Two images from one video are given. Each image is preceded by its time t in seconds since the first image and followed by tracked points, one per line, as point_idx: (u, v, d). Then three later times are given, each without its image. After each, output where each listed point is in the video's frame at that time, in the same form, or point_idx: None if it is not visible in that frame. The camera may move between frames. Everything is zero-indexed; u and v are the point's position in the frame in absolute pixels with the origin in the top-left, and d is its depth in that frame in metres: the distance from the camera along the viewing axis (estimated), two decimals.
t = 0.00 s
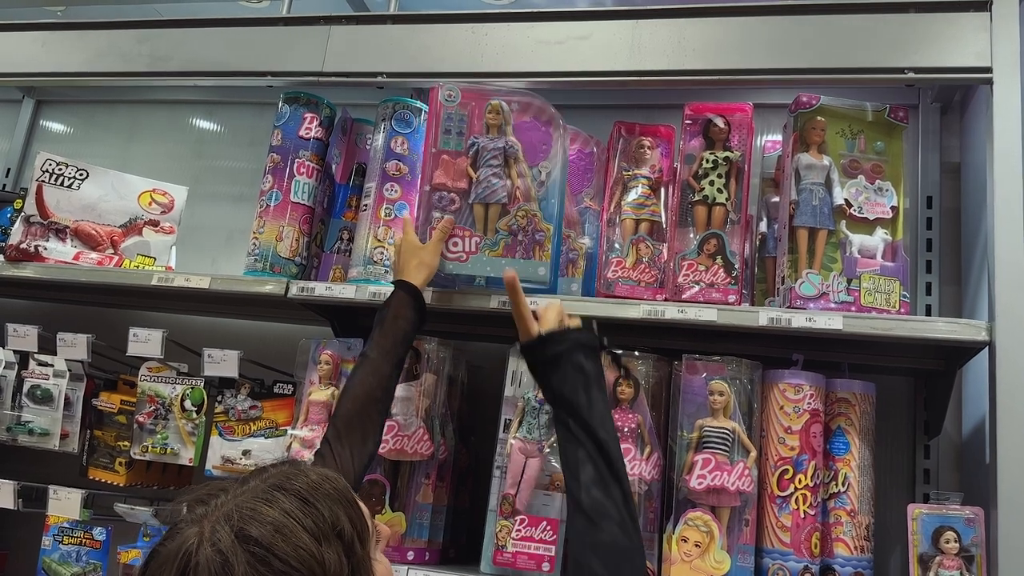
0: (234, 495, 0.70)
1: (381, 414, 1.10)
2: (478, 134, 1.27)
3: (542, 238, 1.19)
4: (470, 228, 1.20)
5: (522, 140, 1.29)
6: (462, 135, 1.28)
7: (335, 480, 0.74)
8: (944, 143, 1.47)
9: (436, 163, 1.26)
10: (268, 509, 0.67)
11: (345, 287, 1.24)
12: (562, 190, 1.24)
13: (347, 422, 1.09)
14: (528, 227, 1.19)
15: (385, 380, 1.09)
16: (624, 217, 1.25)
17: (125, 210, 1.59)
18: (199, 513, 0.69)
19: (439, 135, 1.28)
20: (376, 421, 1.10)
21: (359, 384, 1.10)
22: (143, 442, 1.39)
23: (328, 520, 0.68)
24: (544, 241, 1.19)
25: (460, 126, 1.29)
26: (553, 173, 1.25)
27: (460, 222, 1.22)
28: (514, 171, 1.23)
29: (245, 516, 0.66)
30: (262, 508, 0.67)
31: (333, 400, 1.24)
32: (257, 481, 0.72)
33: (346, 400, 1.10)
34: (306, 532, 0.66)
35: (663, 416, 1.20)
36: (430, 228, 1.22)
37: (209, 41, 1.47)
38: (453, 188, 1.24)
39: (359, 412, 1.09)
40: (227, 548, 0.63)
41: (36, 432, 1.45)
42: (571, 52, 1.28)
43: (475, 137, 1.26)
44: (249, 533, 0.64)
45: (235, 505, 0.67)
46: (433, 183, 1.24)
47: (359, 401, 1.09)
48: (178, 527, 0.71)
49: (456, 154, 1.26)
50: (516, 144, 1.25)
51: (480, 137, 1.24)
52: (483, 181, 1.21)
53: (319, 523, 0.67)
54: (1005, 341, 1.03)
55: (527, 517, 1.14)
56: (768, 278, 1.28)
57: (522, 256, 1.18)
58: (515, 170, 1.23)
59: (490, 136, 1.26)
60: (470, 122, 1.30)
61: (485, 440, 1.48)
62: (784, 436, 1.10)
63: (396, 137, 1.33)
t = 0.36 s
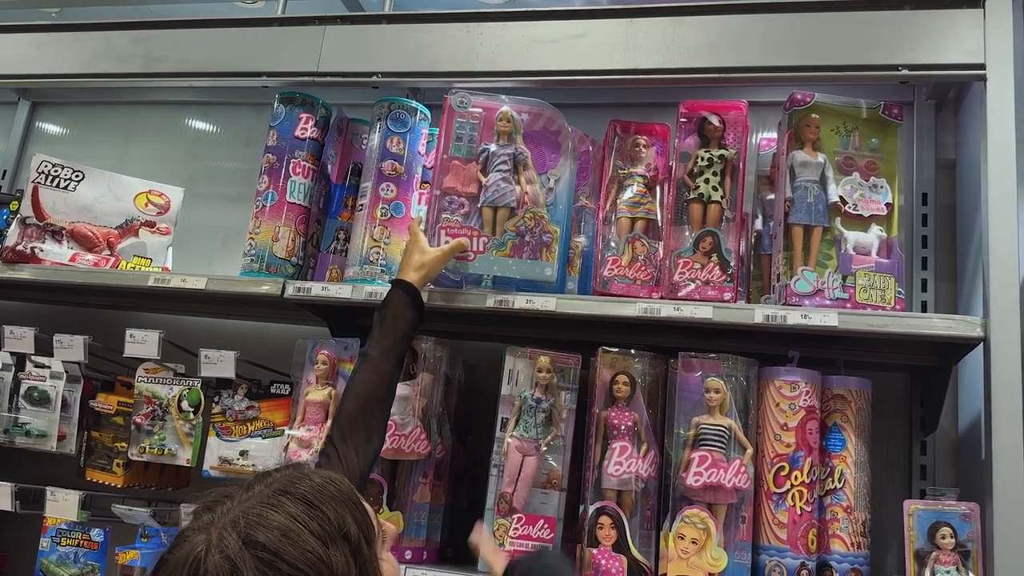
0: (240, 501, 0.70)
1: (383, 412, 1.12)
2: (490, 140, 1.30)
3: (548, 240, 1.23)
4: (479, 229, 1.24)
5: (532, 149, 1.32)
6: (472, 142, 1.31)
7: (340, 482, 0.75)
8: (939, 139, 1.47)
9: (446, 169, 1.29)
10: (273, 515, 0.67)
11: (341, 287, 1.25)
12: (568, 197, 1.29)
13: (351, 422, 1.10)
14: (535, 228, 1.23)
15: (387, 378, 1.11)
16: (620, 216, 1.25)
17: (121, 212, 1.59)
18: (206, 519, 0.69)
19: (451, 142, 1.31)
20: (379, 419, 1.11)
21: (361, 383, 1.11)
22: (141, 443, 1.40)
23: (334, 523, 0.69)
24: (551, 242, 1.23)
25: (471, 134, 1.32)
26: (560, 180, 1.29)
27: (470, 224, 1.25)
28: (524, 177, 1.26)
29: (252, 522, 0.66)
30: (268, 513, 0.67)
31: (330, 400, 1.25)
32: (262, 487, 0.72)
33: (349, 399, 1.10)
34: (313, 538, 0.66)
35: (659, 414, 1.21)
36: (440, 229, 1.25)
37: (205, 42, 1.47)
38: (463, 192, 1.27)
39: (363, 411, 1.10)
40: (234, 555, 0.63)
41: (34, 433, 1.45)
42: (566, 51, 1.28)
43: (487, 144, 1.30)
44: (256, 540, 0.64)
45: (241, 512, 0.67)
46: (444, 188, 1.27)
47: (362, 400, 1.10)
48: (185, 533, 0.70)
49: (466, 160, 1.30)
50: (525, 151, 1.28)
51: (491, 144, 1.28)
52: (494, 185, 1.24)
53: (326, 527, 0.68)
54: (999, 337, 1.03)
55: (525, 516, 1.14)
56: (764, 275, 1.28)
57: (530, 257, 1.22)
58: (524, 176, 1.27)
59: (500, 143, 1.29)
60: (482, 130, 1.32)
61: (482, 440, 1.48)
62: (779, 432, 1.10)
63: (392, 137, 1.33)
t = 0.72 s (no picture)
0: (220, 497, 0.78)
1: (379, 426, 1.11)
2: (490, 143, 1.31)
3: (546, 237, 1.24)
4: (477, 230, 1.25)
5: (532, 149, 1.32)
6: (473, 146, 1.32)
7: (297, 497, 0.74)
8: (931, 135, 1.48)
9: (447, 173, 1.31)
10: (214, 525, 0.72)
11: (334, 287, 1.25)
12: (570, 195, 1.30)
13: (348, 436, 1.09)
14: (532, 226, 1.24)
15: (384, 392, 1.12)
16: (613, 213, 1.25)
17: (114, 212, 1.59)
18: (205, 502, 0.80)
19: (451, 147, 1.32)
20: (376, 433, 1.10)
21: (358, 397, 1.11)
22: (135, 444, 1.39)
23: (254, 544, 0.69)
24: (547, 239, 1.24)
25: (472, 139, 1.33)
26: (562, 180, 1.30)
27: (472, 225, 1.26)
28: (523, 177, 1.27)
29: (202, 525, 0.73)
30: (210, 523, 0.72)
31: (324, 399, 1.25)
32: (247, 483, 0.78)
33: (346, 413, 1.10)
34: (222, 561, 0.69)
35: (654, 411, 1.21)
36: (440, 232, 1.27)
37: (196, 42, 1.47)
38: (463, 195, 1.29)
39: (359, 425, 1.09)
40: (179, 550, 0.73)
41: (28, 435, 1.45)
42: (558, 49, 1.28)
43: (487, 147, 1.30)
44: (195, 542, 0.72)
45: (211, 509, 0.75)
46: (445, 193, 1.30)
47: (359, 414, 1.10)
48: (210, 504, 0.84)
49: (467, 163, 1.31)
50: (524, 151, 1.29)
51: (490, 146, 1.29)
52: (492, 187, 1.26)
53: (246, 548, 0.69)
54: (990, 332, 1.04)
55: (519, 513, 1.15)
56: (757, 272, 1.29)
57: (526, 255, 1.23)
58: (524, 175, 1.27)
59: (499, 145, 1.30)
60: (482, 133, 1.33)
61: (476, 438, 1.48)
62: (773, 428, 1.10)
63: (384, 135, 1.32)
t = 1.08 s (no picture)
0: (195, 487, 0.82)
1: (380, 431, 1.11)
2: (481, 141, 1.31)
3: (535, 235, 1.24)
4: (468, 229, 1.25)
5: (523, 149, 1.32)
6: (463, 145, 1.32)
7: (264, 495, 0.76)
8: (921, 130, 1.48)
9: (438, 173, 1.31)
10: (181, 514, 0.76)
11: (325, 286, 1.25)
12: (561, 193, 1.29)
13: (349, 442, 1.09)
14: (521, 224, 1.23)
15: (383, 397, 1.10)
16: (603, 211, 1.25)
17: (104, 213, 1.58)
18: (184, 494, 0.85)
19: (442, 147, 1.32)
20: (377, 439, 1.10)
21: (358, 403, 1.10)
22: (127, 445, 1.39)
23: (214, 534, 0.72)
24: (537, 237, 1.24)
25: (463, 136, 1.32)
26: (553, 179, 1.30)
27: (462, 225, 1.26)
28: (513, 175, 1.27)
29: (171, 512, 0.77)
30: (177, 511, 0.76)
31: (315, 399, 1.24)
32: (214, 482, 0.80)
33: (346, 419, 1.10)
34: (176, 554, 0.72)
35: (645, 408, 1.21)
36: (430, 232, 1.27)
37: (184, 41, 1.46)
38: (454, 195, 1.29)
39: (359, 430, 1.09)
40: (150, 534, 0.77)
41: (19, 437, 1.44)
42: (547, 46, 1.28)
43: (477, 145, 1.31)
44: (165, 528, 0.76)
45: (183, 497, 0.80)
46: (437, 193, 1.30)
47: (359, 419, 1.09)
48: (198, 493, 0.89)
49: (458, 163, 1.31)
50: (514, 149, 1.29)
51: (480, 145, 1.29)
52: (482, 186, 1.26)
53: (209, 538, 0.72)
54: (979, 327, 1.05)
55: (511, 512, 1.15)
56: (748, 268, 1.29)
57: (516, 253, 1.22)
58: (514, 174, 1.27)
59: (489, 144, 1.30)
60: (473, 132, 1.33)
61: (468, 436, 1.47)
62: (763, 425, 1.11)
63: (374, 134, 1.32)
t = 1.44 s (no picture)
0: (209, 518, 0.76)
1: (377, 439, 1.13)
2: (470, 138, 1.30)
3: (522, 233, 1.23)
4: (457, 228, 1.25)
5: (512, 146, 1.31)
6: (453, 144, 1.31)
7: (314, 501, 0.80)
8: (909, 125, 1.48)
9: (428, 172, 1.31)
10: (234, 533, 0.72)
11: (313, 284, 1.24)
12: (550, 190, 1.29)
13: (347, 448, 1.11)
14: (509, 222, 1.24)
15: (382, 405, 1.14)
16: (592, 207, 1.25)
17: (92, 213, 1.57)
18: (172, 538, 0.77)
19: (431, 146, 1.32)
20: (374, 446, 1.13)
21: (359, 409, 1.13)
22: (116, 445, 1.39)
23: (297, 536, 0.74)
24: (524, 234, 1.23)
25: (452, 135, 1.31)
26: (542, 176, 1.29)
27: (451, 224, 1.27)
28: (502, 173, 1.26)
29: (211, 539, 0.72)
30: (229, 530, 0.73)
31: (304, 398, 1.24)
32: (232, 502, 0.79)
33: (345, 425, 1.12)
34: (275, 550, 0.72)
35: (635, 404, 1.21)
36: (419, 231, 1.27)
37: (171, 39, 1.45)
38: (444, 194, 1.28)
39: (358, 438, 1.11)
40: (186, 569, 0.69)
41: (7, 438, 1.43)
42: (534, 43, 1.28)
43: (466, 144, 1.30)
44: (213, 554, 0.70)
45: (203, 529, 0.74)
46: (427, 192, 1.29)
47: (358, 427, 1.12)
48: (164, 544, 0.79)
49: (448, 162, 1.30)
50: (503, 147, 1.28)
51: (469, 143, 1.28)
52: (471, 184, 1.26)
53: (290, 542, 0.74)
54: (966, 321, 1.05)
55: (501, 509, 1.15)
56: (737, 264, 1.29)
57: (505, 250, 1.23)
58: (503, 172, 1.27)
59: (478, 142, 1.29)
60: (463, 131, 1.32)
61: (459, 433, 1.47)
62: (752, 420, 1.11)
63: (362, 132, 1.32)
